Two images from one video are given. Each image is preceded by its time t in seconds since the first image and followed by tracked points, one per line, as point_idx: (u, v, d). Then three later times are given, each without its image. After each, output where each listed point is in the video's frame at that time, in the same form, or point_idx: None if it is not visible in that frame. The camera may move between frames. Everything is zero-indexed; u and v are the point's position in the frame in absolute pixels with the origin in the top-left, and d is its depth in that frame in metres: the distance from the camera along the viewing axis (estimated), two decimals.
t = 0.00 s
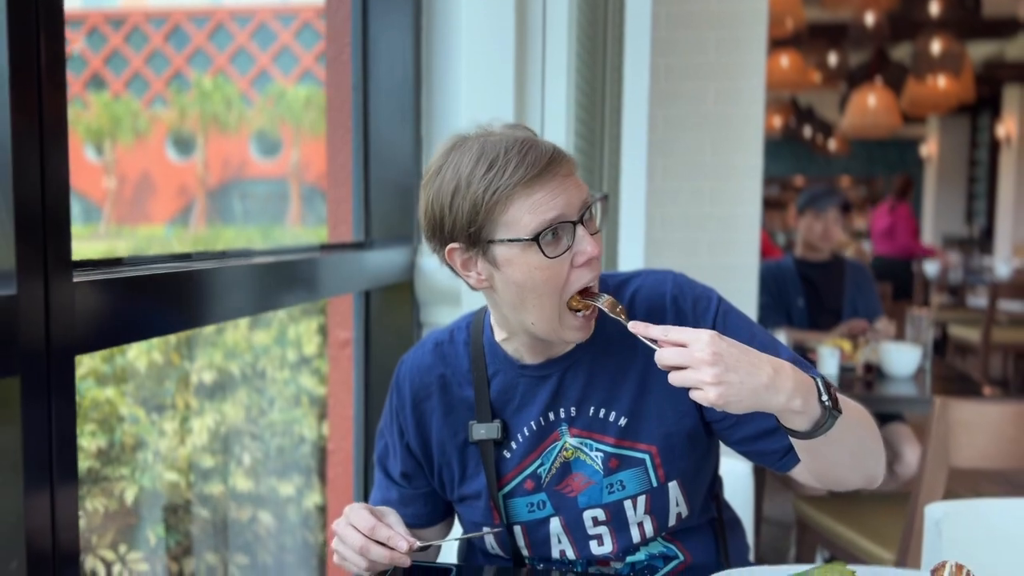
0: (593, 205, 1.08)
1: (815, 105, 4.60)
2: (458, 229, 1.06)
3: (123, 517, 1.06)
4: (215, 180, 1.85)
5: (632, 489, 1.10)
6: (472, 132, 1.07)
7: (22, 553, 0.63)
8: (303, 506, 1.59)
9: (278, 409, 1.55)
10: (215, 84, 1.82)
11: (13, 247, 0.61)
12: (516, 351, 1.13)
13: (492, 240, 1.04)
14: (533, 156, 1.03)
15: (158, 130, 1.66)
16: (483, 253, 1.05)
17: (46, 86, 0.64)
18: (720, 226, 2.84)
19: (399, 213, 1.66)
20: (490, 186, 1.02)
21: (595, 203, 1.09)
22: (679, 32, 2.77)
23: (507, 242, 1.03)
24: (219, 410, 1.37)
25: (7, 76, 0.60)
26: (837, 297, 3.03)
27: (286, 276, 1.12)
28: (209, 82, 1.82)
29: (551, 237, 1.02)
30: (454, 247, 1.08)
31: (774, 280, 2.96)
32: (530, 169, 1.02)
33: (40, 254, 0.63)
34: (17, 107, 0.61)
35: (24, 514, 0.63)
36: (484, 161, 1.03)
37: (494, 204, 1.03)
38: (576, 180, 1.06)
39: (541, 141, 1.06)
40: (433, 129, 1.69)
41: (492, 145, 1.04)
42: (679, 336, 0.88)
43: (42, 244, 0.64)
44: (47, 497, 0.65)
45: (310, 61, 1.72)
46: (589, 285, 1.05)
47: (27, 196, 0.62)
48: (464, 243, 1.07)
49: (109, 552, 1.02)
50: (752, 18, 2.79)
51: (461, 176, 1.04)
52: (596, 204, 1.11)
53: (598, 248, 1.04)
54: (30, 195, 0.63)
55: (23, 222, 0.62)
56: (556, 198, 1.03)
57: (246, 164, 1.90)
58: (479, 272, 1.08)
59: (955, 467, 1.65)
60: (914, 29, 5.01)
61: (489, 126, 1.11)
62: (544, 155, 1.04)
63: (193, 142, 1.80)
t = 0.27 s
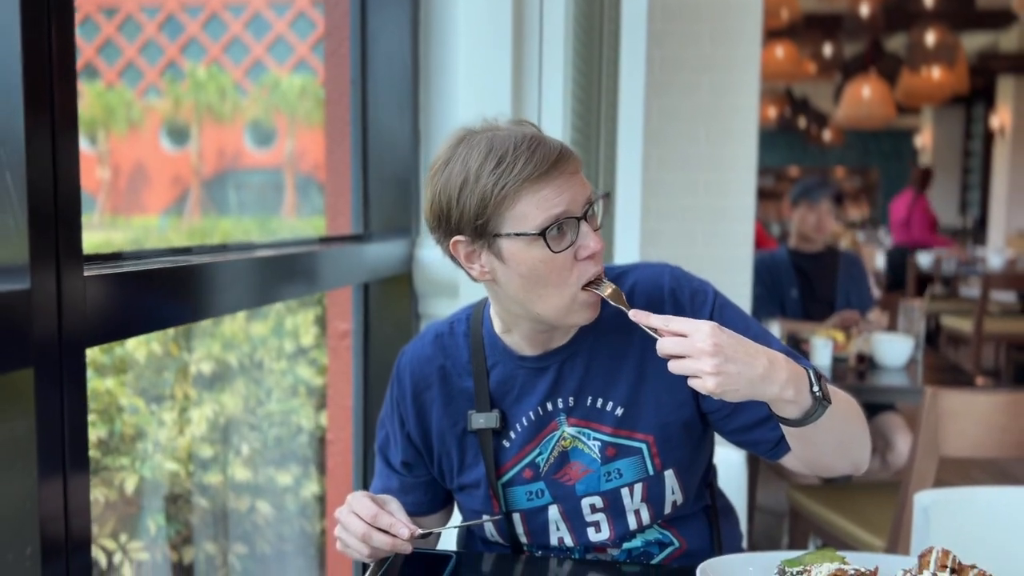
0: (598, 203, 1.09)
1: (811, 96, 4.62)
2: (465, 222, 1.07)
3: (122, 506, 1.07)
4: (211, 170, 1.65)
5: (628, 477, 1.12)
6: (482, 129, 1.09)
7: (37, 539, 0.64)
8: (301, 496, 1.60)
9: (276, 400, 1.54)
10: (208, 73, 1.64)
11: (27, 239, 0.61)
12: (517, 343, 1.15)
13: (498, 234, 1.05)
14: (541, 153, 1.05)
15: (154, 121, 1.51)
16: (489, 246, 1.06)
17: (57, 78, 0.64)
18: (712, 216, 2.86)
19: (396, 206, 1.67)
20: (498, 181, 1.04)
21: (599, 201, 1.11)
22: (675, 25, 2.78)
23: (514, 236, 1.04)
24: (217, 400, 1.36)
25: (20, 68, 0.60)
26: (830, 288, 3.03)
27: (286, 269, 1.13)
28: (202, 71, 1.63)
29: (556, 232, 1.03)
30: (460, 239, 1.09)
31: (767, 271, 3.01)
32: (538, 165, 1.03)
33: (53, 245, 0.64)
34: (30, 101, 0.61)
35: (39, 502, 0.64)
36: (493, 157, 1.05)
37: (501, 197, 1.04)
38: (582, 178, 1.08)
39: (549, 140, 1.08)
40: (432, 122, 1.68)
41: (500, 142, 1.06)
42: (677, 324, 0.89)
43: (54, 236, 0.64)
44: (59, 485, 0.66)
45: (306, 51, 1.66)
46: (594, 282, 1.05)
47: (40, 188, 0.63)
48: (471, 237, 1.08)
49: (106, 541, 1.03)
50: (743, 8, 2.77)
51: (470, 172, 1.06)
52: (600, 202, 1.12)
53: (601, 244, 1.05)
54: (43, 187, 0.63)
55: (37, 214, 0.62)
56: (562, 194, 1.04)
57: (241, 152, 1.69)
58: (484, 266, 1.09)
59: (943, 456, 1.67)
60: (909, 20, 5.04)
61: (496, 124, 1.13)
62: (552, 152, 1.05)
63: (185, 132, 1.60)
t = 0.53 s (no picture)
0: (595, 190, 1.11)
1: (805, 86, 4.65)
2: (468, 210, 1.08)
3: (122, 495, 1.08)
4: (204, 163, 1.37)
5: (625, 463, 1.13)
6: (482, 118, 1.10)
7: (47, 524, 0.66)
8: (298, 485, 1.61)
9: (273, 390, 1.53)
10: (203, 62, 1.37)
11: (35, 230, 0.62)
12: (516, 330, 1.16)
13: (501, 221, 1.06)
14: (542, 140, 1.06)
15: (146, 113, 1.22)
16: (491, 233, 1.07)
17: (62, 70, 0.65)
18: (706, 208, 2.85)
19: (393, 197, 1.68)
20: (501, 169, 1.04)
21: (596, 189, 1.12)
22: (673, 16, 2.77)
23: (517, 223, 1.05)
24: (215, 390, 1.36)
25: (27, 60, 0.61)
26: (824, 279, 3.05)
27: (284, 260, 1.13)
28: (197, 60, 1.35)
29: (558, 219, 1.05)
30: (462, 227, 1.10)
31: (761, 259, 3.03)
32: (540, 152, 1.04)
33: (59, 236, 0.65)
34: (35, 93, 0.62)
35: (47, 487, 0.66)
36: (495, 145, 1.06)
37: (504, 186, 1.05)
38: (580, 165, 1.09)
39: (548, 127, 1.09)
40: (429, 114, 1.70)
41: (501, 129, 1.07)
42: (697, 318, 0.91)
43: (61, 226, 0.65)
44: (67, 471, 0.68)
45: (300, 41, 1.56)
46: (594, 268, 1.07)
47: (47, 179, 0.63)
48: (473, 224, 1.09)
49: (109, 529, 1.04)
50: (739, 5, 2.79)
51: (472, 160, 1.06)
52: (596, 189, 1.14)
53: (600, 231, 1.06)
54: (50, 178, 0.64)
55: (44, 205, 0.63)
56: (563, 181, 1.05)
57: (236, 146, 1.46)
58: (485, 253, 1.10)
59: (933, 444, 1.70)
60: (904, 11, 5.07)
61: (493, 112, 1.13)
62: (551, 139, 1.06)
63: (179, 121, 1.31)
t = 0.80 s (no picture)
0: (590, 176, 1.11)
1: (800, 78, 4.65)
2: (465, 197, 1.09)
3: (121, 486, 1.08)
4: (199, 154, 1.27)
5: (622, 450, 1.14)
6: (476, 107, 1.11)
7: (52, 513, 0.66)
8: (295, 475, 1.62)
9: (270, 380, 1.54)
10: (197, 53, 1.26)
11: (38, 223, 0.62)
12: (513, 319, 1.17)
13: (497, 207, 1.07)
14: (536, 126, 1.06)
15: (140, 104, 1.12)
16: (488, 219, 1.08)
17: (64, 63, 0.65)
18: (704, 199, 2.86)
19: (389, 188, 1.69)
20: (496, 154, 1.05)
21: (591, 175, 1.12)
22: (666, 9, 2.77)
23: (512, 208, 1.06)
24: (212, 381, 1.37)
25: (30, 54, 0.61)
26: (819, 271, 3.07)
27: (281, 252, 1.14)
28: (191, 50, 1.24)
29: (552, 204, 1.05)
30: (460, 215, 1.11)
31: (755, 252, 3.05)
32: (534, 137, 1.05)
33: (63, 228, 0.65)
34: (37, 86, 0.62)
35: (52, 477, 0.66)
36: (489, 131, 1.06)
37: (499, 171, 1.05)
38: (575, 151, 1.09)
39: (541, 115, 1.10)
40: (426, 108, 1.70)
41: (495, 117, 1.08)
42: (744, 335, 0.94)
43: (64, 218, 0.65)
44: (71, 459, 0.68)
45: (294, 31, 1.51)
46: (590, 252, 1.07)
47: (50, 171, 0.64)
48: (469, 211, 1.09)
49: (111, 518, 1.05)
50: None
51: (467, 146, 1.07)
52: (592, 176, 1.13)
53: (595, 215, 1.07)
54: (53, 170, 0.64)
55: (47, 197, 0.63)
56: (558, 166, 1.06)
57: (230, 137, 1.37)
58: (482, 240, 1.11)
59: (926, 433, 1.72)
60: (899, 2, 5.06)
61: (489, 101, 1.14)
62: (546, 126, 1.07)
63: (173, 113, 1.20)
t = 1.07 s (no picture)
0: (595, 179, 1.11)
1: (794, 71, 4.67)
2: (469, 185, 1.09)
3: (119, 479, 1.09)
4: (194, 144, 1.33)
5: (618, 441, 1.16)
6: (492, 97, 1.12)
7: (55, 505, 0.67)
8: (292, 467, 1.62)
9: (267, 372, 1.54)
10: (191, 44, 1.31)
11: (40, 215, 0.63)
12: (511, 311, 1.18)
13: (499, 199, 1.07)
14: (547, 125, 1.07)
15: (134, 95, 1.14)
16: (489, 209, 1.09)
17: (65, 53, 0.66)
18: (699, 192, 2.86)
19: (386, 182, 1.68)
20: (504, 148, 1.06)
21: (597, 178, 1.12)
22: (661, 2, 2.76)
23: (513, 202, 1.06)
24: (209, 373, 1.37)
25: (32, 44, 0.62)
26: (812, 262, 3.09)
27: (279, 245, 1.15)
28: (185, 42, 1.29)
29: (553, 203, 1.06)
30: (461, 201, 1.12)
31: (750, 245, 3.04)
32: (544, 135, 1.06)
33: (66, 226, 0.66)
34: (37, 76, 0.62)
35: (56, 470, 0.67)
36: (500, 125, 1.07)
37: (505, 164, 1.06)
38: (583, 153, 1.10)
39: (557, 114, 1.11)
40: (422, 100, 1.70)
41: (508, 111, 1.08)
42: (734, 343, 0.98)
43: (66, 208, 0.66)
44: (75, 452, 0.69)
45: (287, 23, 1.54)
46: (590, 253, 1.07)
47: (53, 161, 0.64)
48: (472, 200, 1.10)
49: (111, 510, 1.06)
50: None
51: (477, 137, 1.08)
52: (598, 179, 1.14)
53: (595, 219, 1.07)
54: (55, 159, 0.65)
55: (50, 188, 0.64)
56: (563, 166, 1.06)
57: (225, 128, 1.43)
58: (481, 229, 1.12)
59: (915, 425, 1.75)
60: None
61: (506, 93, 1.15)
62: (556, 125, 1.07)
63: (167, 104, 1.24)
